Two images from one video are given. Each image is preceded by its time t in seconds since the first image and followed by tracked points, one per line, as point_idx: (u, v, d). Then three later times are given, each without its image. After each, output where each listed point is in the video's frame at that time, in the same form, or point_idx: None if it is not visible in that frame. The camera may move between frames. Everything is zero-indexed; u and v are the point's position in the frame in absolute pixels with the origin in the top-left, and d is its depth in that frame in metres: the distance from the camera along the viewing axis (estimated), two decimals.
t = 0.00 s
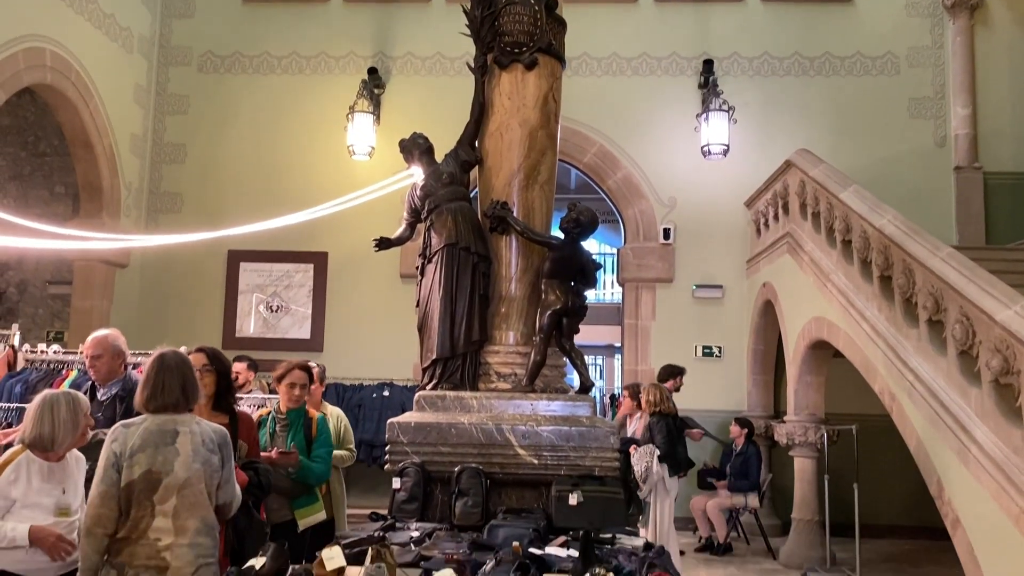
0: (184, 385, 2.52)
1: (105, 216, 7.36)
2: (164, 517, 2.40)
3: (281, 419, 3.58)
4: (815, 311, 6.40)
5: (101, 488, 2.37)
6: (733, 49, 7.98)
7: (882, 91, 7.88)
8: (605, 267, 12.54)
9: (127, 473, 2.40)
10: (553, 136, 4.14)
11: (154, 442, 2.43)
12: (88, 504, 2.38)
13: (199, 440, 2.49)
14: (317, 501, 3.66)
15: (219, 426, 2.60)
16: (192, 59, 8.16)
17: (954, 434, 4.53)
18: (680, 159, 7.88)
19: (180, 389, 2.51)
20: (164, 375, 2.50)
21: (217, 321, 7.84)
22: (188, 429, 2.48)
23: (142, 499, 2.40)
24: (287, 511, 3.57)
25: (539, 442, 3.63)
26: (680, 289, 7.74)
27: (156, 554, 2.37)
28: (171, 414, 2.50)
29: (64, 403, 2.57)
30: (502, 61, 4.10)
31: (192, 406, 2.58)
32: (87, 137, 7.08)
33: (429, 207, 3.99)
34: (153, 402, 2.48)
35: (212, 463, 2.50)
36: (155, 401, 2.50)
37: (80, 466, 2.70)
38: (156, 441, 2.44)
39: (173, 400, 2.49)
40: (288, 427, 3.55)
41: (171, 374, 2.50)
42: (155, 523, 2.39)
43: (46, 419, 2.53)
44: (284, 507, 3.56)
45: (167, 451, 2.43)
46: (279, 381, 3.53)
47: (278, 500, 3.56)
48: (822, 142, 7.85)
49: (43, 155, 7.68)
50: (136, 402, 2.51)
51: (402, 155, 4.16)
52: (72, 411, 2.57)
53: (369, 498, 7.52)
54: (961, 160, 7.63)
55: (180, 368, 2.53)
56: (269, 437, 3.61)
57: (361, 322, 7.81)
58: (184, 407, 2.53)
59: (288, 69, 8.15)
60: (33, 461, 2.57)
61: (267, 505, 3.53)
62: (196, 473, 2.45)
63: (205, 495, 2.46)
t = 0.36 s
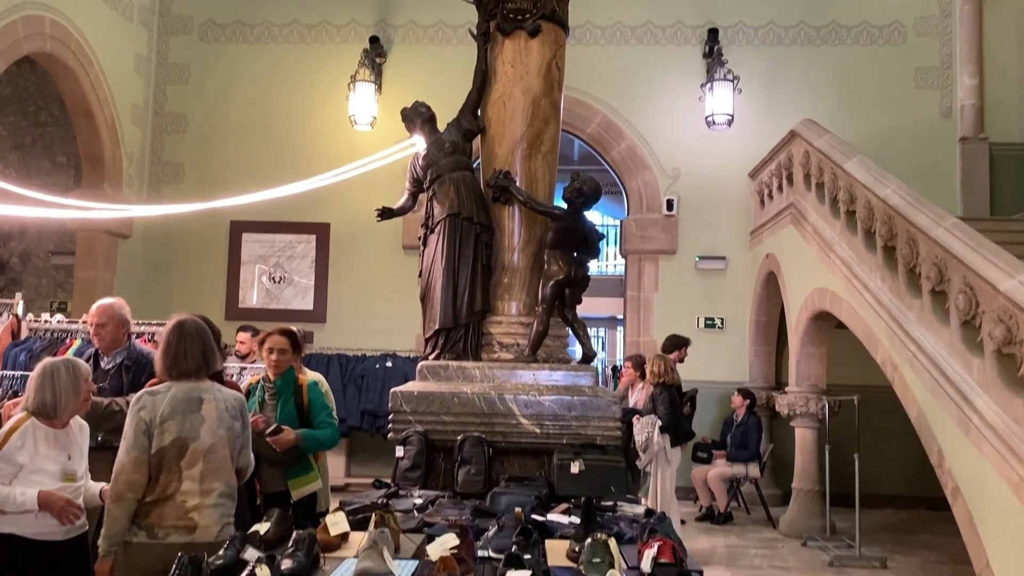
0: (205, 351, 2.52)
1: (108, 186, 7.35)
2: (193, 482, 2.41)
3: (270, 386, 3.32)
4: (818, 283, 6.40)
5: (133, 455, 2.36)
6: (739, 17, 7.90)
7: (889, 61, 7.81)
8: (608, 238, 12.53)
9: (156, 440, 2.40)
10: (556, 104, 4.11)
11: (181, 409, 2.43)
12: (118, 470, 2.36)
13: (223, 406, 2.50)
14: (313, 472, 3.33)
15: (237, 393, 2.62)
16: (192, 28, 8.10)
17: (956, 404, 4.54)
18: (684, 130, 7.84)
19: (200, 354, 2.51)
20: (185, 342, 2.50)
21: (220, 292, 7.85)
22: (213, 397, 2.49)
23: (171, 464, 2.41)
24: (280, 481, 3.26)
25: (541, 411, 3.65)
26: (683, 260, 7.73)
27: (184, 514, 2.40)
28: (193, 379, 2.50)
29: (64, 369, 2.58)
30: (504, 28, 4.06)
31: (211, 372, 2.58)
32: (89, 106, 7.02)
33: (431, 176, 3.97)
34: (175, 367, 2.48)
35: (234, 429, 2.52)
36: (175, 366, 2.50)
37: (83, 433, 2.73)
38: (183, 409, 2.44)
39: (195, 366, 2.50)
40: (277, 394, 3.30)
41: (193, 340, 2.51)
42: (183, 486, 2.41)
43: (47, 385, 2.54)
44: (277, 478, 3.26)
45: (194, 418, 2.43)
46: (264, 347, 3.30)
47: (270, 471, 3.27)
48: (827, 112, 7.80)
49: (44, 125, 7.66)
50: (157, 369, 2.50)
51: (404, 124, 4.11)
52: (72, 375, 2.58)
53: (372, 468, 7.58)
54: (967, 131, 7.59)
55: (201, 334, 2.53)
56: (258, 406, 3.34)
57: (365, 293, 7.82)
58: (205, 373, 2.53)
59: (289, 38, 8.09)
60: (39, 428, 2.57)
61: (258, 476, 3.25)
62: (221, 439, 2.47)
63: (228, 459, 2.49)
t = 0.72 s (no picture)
0: (223, 320, 2.51)
1: (109, 157, 7.33)
2: (218, 447, 2.42)
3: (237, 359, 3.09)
4: (822, 255, 6.39)
5: (161, 423, 2.34)
6: None
7: (896, 31, 7.73)
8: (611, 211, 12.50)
9: (182, 408, 2.39)
10: (560, 74, 4.07)
11: (204, 376, 2.42)
12: (145, 438, 2.35)
13: (243, 373, 2.50)
14: (284, 444, 3.23)
15: (253, 360, 2.61)
16: None
17: (959, 374, 4.54)
18: (688, 101, 7.78)
19: (219, 323, 2.50)
20: (203, 310, 2.49)
21: (223, 264, 7.85)
22: (233, 364, 2.49)
23: (197, 431, 2.40)
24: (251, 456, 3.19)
25: (544, 381, 3.65)
26: (686, 232, 7.71)
27: (211, 479, 2.42)
28: (213, 348, 2.49)
29: (57, 337, 2.57)
30: None
31: (228, 340, 2.57)
32: (88, 76, 6.96)
33: (434, 147, 3.94)
34: (195, 335, 2.47)
35: (255, 395, 2.53)
36: (194, 335, 2.49)
37: (86, 403, 2.74)
38: (207, 376, 2.43)
39: (214, 335, 2.48)
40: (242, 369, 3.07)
41: (211, 308, 2.50)
42: (209, 452, 2.42)
43: (41, 352, 2.55)
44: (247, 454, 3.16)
45: (217, 385, 2.43)
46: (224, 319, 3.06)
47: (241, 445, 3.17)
48: (833, 83, 7.73)
49: (44, 96, 7.62)
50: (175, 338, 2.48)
51: (406, 94, 4.07)
52: (65, 343, 2.57)
53: (376, 438, 7.62)
54: (973, 102, 7.53)
55: (218, 302, 2.52)
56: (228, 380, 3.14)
57: (368, 265, 7.83)
58: (224, 341, 2.52)
59: (290, 7, 8.01)
60: (38, 395, 2.60)
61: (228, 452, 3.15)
62: (244, 405, 2.47)
63: (250, 425, 2.50)
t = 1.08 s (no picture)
0: (238, 291, 2.51)
1: (112, 130, 7.30)
2: (237, 417, 2.44)
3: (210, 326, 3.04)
4: (826, 228, 6.38)
5: (190, 394, 2.33)
6: None
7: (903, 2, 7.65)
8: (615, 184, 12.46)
9: (207, 379, 2.38)
10: (563, 45, 4.04)
11: (227, 347, 2.41)
12: (174, 410, 2.32)
13: (259, 344, 2.52)
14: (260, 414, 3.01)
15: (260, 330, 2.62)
16: None
17: (961, 347, 4.54)
18: (692, 74, 7.73)
19: (237, 294, 2.50)
20: (220, 281, 2.47)
21: (227, 237, 7.86)
22: (250, 335, 2.50)
23: (220, 401, 2.41)
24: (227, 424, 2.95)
25: (547, 354, 3.65)
26: (690, 206, 7.69)
27: (229, 449, 2.44)
28: (229, 319, 2.48)
29: (58, 309, 2.57)
30: None
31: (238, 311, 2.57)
32: (90, 48, 6.90)
33: (437, 119, 3.91)
34: (215, 307, 2.45)
35: (268, 365, 2.55)
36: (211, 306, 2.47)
37: (87, 373, 2.75)
38: (229, 347, 2.42)
39: (232, 306, 2.48)
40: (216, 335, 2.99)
41: (228, 279, 2.49)
42: (227, 422, 2.43)
43: (41, 324, 2.55)
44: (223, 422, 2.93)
45: (239, 356, 2.43)
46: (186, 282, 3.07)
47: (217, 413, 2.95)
48: (839, 55, 7.67)
49: (46, 69, 7.62)
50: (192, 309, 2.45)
51: (409, 65, 4.05)
52: (66, 315, 2.57)
53: (380, 410, 7.67)
54: (980, 74, 7.47)
55: (233, 273, 2.51)
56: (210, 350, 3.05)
57: (371, 238, 7.83)
58: (238, 313, 2.52)
59: None
60: (38, 365, 2.61)
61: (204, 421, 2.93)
62: (260, 376, 2.49)
63: (264, 395, 2.52)
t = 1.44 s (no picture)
0: (256, 267, 2.53)
1: (115, 106, 7.28)
2: (252, 391, 2.47)
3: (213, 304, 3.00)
4: (831, 204, 6.36)
5: (206, 365, 2.34)
6: None
7: None
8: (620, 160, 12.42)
9: (225, 351, 2.39)
10: (569, 18, 4.01)
11: (246, 322, 2.43)
12: (190, 381, 2.33)
13: (274, 320, 2.55)
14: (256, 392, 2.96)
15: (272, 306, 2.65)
16: None
17: (967, 322, 4.54)
18: (698, 49, 7.68)
19: (255, 270, 2.52)
20: (240, 257, 2.49)
21: (231, 213, 7.86)
22: (267, 311, 2.52)
23: (235, 375, 2.43)
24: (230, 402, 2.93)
25: (551, 330, 3.67)
26: (696, 181, 7.67)
27: (245, 423, 2.47)
28: (247, 294, 2.50)
29: (61, 284, 2.58)
30: None
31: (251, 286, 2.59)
32: (92, 23, 6.86)
33: (441, 93, 3.89)
34: (233, 282, 2.47)
35: (281, 340, 2.58)
36: (229, 281, 2.48)
37: (91, 348, 2.76)
38: (248, 321, 2.44)
39: (250, 282, 2.50)
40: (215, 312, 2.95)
41: (247, 255, 2.51)
42: (242, 396, 2.45)
43: (44, 299, 2.55)
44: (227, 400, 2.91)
45: (257, 330, 2.45)
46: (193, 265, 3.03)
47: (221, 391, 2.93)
48: (846, 28, 7.61)
49: (48, 44, 7.60)
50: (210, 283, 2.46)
51: (413, 39, 4.03)
52: (69, 291, 2.57)
53: (385, 385, 7.71)
54: (989, 48, 7.38)
55: (251, 250, 2.53)
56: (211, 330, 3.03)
57: (375, 214, 7.83)
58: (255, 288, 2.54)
59: None
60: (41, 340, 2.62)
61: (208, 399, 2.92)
62: (275, 351, 2.52)
63: (277, 369, 2.55)
